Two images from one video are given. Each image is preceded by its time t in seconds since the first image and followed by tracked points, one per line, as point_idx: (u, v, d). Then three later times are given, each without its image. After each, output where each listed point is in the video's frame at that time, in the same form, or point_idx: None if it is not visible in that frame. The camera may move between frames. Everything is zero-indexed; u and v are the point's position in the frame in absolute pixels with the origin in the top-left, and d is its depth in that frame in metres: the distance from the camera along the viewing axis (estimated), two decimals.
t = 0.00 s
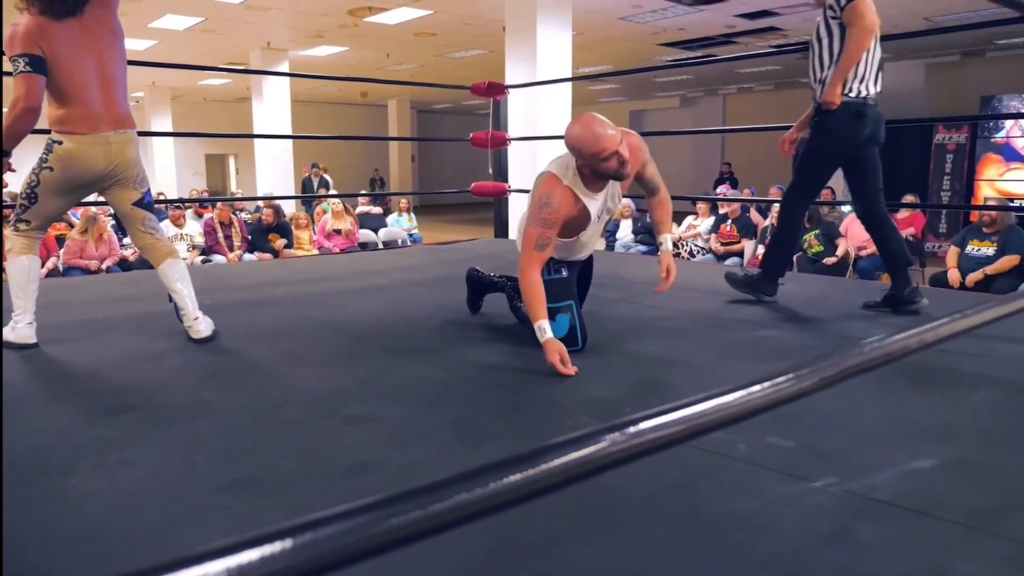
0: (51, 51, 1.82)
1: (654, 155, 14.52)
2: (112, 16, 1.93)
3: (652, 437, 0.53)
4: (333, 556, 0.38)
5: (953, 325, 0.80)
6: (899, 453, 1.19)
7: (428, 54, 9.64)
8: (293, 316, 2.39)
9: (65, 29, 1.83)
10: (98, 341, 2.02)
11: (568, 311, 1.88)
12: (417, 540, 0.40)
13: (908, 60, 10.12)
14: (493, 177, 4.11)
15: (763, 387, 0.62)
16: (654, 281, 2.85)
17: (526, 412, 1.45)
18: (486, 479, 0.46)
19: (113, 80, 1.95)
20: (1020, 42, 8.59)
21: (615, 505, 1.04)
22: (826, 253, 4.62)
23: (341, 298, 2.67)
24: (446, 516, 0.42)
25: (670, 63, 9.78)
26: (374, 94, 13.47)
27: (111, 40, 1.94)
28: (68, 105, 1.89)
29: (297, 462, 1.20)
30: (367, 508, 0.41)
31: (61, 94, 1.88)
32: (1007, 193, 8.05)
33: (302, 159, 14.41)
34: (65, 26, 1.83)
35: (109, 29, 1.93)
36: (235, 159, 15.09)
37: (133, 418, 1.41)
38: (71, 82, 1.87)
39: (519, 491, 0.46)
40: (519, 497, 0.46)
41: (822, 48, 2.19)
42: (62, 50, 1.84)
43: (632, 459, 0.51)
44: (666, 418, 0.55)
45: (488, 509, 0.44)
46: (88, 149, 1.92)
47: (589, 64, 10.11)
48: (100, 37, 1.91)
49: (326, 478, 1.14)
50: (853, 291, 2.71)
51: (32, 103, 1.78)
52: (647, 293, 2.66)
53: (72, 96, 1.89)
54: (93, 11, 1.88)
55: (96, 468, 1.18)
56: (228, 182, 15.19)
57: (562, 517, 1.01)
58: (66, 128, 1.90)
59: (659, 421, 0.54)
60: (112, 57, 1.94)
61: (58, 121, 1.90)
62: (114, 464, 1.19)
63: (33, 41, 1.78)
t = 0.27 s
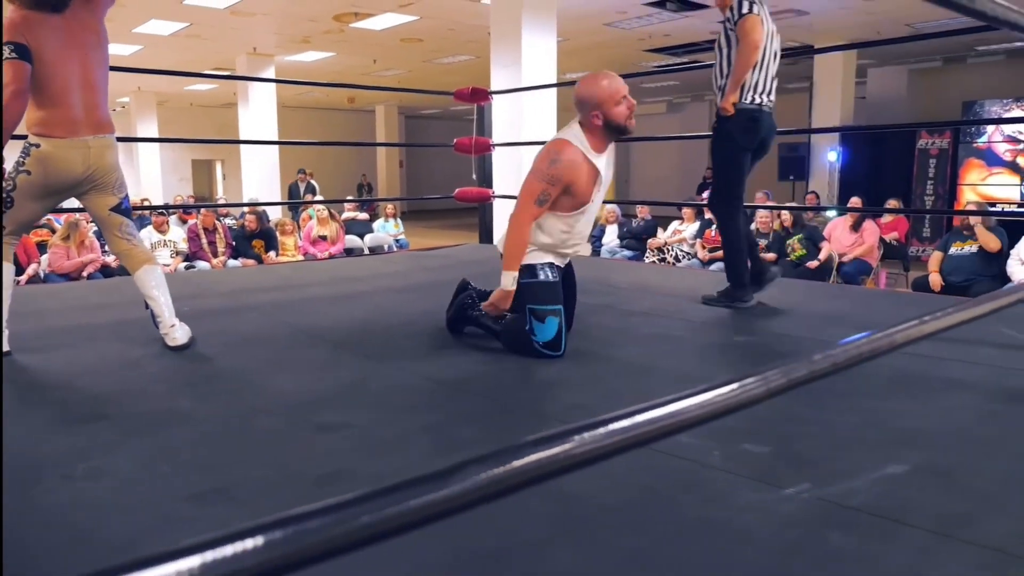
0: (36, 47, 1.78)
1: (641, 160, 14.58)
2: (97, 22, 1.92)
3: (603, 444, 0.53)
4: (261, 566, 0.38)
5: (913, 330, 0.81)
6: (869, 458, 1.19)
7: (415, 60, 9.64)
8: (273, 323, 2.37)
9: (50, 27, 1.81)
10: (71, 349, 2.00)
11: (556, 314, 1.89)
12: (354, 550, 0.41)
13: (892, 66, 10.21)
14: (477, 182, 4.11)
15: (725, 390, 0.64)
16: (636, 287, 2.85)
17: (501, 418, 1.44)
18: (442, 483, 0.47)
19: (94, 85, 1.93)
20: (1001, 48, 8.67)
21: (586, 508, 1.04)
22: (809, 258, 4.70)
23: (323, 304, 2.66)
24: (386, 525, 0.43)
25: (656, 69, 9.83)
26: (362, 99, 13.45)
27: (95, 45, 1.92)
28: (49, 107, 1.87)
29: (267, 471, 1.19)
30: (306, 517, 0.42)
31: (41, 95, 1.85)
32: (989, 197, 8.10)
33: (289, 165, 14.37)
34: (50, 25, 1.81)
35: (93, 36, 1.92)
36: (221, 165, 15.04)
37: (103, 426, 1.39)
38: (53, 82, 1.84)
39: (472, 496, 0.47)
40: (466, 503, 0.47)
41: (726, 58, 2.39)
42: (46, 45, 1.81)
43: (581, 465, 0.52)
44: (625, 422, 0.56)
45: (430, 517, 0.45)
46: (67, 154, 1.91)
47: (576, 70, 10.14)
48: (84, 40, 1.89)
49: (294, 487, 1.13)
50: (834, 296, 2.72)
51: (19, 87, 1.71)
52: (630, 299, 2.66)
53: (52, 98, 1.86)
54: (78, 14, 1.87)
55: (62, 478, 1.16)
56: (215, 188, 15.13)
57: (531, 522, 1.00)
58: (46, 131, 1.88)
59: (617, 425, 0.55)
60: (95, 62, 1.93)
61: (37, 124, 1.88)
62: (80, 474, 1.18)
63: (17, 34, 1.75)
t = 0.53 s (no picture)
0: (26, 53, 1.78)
1: (633, 168, 14.62)
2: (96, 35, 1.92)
3: (590, 447, 0.54)
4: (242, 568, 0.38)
5: (895, 335, 0.82)
6: (856, 466, 1.18)
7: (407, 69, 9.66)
8: (259, 331, 2.36)
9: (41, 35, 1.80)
10: (53, 359, 1.98)
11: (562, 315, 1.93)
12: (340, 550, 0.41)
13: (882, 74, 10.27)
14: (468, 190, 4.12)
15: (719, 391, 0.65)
16: (625, 295, 2.84)
17: (486, 428, 1.43)
18: (439, 480, 0.48)
19: (84, 96, 1.92)
20: (989, 56, 8.74)
21: (569, 517, 1.03)
22: (798, 264, 4.65)
23: (311, 313, 2.64)
24: (364, 529, 0.43)
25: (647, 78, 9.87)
26: (355, 107, 13.46)
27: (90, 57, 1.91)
28: (38, 115, 1.86)
29: (246, 481, 1.17)
30: (291, 521, 0.42)
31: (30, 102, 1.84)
32: (979, 203, 8.14)
33: (282, 173, 14.37)
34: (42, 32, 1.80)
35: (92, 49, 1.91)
36: (214, 173, 15.03)
37: (81, 437, 1.37)
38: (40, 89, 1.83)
39: (471, 492, 0.48)
40: (447, 508, 0.47)
41: (677, 74, 2.46)
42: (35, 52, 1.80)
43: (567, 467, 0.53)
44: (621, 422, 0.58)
45: (416, 519, 0.45)
46: (54, 161, 1.89)
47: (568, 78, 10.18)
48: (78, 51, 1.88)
49: (274, 498, 1.11)
50: (823, 304, 2.71)
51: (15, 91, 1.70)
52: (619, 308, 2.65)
53: (41, 105, 1.85)
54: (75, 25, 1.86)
55: (37, 491, 1.14)
56: (208, 196, 15.11)
57: (514, 529, 1.00)
58: (32, 138, 1.87)
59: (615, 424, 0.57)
60: (88, 74, 1.92)
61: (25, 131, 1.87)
62: (56, 486, 1.16)
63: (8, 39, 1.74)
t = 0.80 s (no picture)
0: None
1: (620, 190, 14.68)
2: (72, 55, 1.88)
3: (593, 450, 0.61)
4: (291, 553, 0.44)
5: (875, 350, 0.89)
6: (824, 492, 1.16)
7: (394, 93, 9.68)
8: (231, 354, 2.33)
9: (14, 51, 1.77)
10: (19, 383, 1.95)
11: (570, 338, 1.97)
12: (375, 538, 0.48)
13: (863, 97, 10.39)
14: (450, 212, 4.11)
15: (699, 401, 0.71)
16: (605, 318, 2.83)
17: (454, 453, 1.41)
18: (443, 484, 0.53)
19: (57, 115, 1.88)
20: (968, 80, 8.86)
21: (533, 544, 1.01)
22: (781, 287, 4.67)
23: (285, 336, 2.61)
24: (372, 527, 0.48)
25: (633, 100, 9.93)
26: (341, 129, 13.47)
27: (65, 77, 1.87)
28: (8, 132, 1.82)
29: (205, 509, 1.15)
30: (311, 516, 0.47)
31: None
32: (960, 225, 8.23)
33: (268, 194, 14.34)
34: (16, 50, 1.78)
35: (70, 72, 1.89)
36: (200, 195, 14.98)
37: (40, 464, 1.35)
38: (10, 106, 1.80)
39: (473, 496, 0.53)
40: (451, 510, 0.52)
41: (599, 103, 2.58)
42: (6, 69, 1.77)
43: (569, 470, 0.59)
44: (608, 433, 0.64)
45: (439, 512, 0.51)
46: (22, 180, 1.85)
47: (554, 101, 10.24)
48: (53, 70, 1.84)
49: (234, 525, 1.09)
50: (802, 326, 2.70)
51: None
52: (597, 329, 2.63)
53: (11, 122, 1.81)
54: (49, 43, 1.83)
55: None
56: (193, 218, 15.06)
57: (481, 554, 0.98)
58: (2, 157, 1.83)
59: (604, 434, 0.63)
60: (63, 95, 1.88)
61: None
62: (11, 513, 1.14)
63: None
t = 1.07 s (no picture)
0: None
1: (619, 218, 14.70)
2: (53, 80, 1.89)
3: (579, 458, 0.63)
4: (275, 553, 0.46)
5: (867, 365, 0.91)
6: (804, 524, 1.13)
7: (392, 123, 9.74)
8: (213, 382, 2.30)
9: None
10: None
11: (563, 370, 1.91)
12: (369, 538, 0.50)
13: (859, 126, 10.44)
14: (444, 240, 4.09)
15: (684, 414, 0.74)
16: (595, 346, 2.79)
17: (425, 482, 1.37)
18: (427, 491, 0.55)
19: (37, 138, 1.87)
20: (963, 108, 8.90)
21: None
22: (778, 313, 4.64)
23: (269, 364, 2.58)
24: (355, 531, 0.50)
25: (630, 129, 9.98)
26: (340, 158, 13.54)
27: (46, 101, 1.87)
28: None
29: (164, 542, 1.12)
30: (297, 517, 0.49)
31: None
32: (958, 253, 8.21)
33: (266, 223, 14.37)
34: None
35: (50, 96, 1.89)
36: (200, 224, 15.02)
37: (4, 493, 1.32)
38: None
39: (458, 501, 0.55)
40: (437, 515, 0.54)
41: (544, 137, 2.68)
42: None
43: (550, 478, 0.61)
44: (594, 443, 0.66)
45: (421, 518, 0.53)
46: None
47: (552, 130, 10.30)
48: (34, 94, 1.84)
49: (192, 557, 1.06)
50: (794, 353, 2.67)
51: None
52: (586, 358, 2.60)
53: None
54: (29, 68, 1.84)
55: None
56: (193, 247, 15.07)
57: None
58: None
59: (590, 444, 0.65)
60: (43, 119, 1.88)
61: None
62: None
63: None
